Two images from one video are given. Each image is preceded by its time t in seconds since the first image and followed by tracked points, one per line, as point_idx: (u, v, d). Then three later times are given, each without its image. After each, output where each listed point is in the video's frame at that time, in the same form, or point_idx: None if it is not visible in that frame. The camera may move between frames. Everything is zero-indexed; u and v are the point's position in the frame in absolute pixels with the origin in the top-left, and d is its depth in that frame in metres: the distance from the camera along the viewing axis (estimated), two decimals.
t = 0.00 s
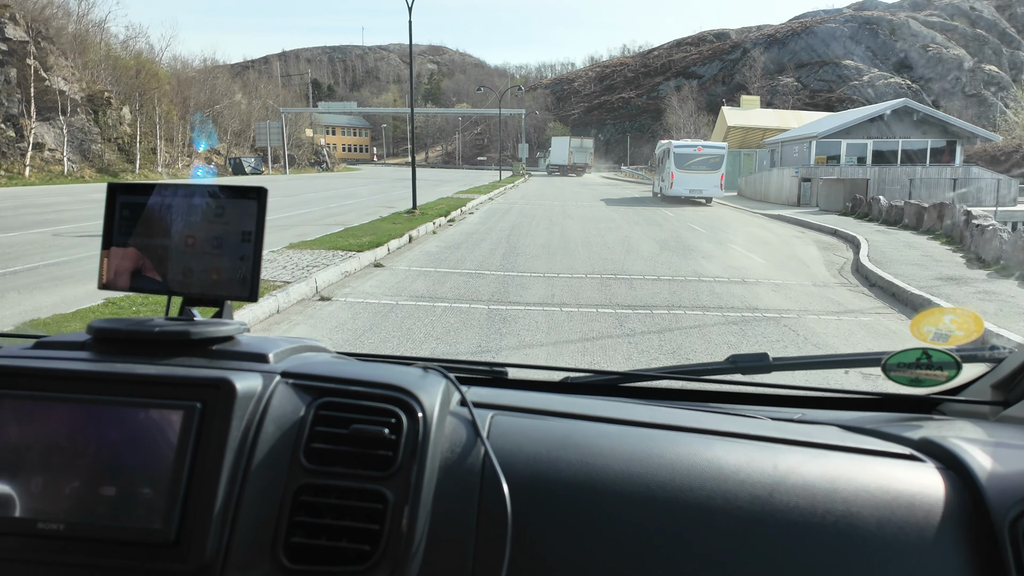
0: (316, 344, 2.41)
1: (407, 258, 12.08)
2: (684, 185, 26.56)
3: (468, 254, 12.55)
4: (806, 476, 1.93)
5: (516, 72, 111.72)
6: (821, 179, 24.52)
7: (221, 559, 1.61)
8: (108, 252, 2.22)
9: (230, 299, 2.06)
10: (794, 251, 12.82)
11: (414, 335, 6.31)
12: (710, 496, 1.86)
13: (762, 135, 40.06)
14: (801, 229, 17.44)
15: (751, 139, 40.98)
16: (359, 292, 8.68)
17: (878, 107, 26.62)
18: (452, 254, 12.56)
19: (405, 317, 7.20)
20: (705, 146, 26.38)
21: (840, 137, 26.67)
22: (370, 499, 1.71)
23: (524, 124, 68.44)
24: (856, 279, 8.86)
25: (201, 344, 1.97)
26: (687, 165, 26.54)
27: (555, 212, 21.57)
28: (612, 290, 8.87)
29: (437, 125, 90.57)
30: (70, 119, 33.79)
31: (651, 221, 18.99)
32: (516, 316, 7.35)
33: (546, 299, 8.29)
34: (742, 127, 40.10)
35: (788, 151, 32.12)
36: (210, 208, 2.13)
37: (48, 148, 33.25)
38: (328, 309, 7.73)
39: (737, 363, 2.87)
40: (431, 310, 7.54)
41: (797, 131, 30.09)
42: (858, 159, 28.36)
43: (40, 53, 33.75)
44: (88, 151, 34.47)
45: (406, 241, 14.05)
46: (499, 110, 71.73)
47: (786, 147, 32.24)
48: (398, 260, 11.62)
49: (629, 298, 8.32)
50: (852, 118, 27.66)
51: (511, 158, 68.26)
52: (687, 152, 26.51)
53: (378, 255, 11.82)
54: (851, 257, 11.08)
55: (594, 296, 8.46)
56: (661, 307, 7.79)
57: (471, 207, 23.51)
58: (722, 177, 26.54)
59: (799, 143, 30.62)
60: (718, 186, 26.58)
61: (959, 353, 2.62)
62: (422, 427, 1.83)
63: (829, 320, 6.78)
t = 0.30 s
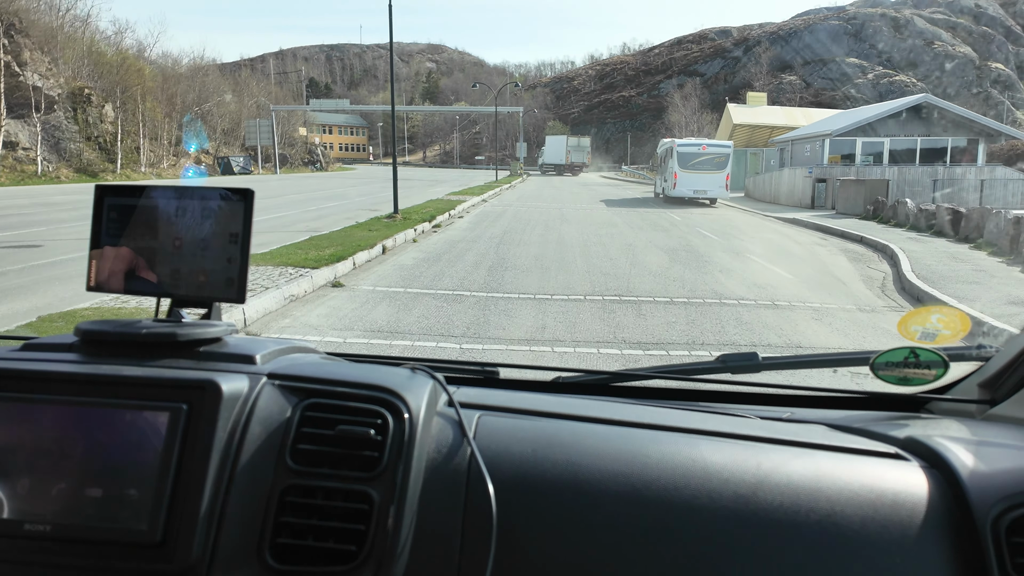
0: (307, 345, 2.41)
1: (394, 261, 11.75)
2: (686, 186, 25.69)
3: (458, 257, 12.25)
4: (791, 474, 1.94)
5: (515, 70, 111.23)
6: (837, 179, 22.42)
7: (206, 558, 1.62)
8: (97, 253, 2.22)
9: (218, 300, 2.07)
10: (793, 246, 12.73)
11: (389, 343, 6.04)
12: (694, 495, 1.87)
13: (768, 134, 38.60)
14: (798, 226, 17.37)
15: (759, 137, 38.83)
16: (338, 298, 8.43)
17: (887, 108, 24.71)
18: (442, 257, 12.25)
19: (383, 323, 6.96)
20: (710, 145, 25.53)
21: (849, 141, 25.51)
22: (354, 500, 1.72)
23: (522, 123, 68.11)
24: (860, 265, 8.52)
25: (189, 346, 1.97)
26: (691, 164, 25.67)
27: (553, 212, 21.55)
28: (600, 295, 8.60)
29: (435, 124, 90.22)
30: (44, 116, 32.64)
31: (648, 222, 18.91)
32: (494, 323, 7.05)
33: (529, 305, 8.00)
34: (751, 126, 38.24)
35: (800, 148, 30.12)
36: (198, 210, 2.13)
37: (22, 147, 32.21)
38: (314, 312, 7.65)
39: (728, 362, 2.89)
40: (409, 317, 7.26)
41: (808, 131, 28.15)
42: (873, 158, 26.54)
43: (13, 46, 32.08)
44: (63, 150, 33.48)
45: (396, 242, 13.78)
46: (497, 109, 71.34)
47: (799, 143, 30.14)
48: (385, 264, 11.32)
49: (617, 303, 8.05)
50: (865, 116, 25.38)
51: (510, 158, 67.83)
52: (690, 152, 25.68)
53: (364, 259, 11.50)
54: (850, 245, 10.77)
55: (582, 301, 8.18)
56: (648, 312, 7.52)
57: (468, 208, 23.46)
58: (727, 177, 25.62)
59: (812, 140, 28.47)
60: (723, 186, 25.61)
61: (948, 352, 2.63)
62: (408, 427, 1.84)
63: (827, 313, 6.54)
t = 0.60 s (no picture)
0: (307, 345, 2.41)
1: (386, 261, 11.26)
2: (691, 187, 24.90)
3: (455, 255, 11.76)
4: (794, 475, 1.94)
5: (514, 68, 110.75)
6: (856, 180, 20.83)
7: (209, 559, 1.61)
8: (97, 254, 2.21)
9: (220, 300, 2.07)
10: (796, 244, 12.52)
11: (381, 343, 5.77)
12: (697, 496, 1.86)
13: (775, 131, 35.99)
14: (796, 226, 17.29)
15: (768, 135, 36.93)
16: (327, 301, 7.98)
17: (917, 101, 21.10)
18: (437, 256, 11.75)
19: (369, 327, 6.48)
20: (715, 144, 24.82)
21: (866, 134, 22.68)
22: (356, 499, 1.72)
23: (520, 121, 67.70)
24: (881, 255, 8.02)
25: (190, 346, 1.97)
26: (695, 164, 24.93)
27: (551, 211, 21.40)
28: (604, 293, 8.14)
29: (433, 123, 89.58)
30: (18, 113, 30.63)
31: (647, 221, 18.79)
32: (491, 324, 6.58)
33: (528, 306, 7.52)
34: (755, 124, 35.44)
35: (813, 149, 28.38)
36: (199, 211, 2.13)
37: None
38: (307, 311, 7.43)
39: (727, 361, 2.89)
40: (400, 319, 6.84)
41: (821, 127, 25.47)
42: (892, 158, 23.27)
43: None
44: (41, 150, 30.60)
45: (392, 241, 13.34)
46: (495, 107, 70.62)
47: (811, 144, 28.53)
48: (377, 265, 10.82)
49: (621, 303, 7.61)
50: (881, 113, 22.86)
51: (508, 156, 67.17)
52: (695, 151, 24.91)
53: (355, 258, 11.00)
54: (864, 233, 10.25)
55: (585, 300, 7.70)
56: (655, 312, 7.07)
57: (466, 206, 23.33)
58: (734, 177, 24.85)
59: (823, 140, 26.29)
60: (729, 186, 24.90)
61: (948, 351, 2.64)
62: (410, 426, 1.84)
63: (850, 310, 6.09)
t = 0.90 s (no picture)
0: (312, 349, 2.44)
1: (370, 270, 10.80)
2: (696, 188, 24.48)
3: (443, 262, 11.34)
4: (792, 478, 1.97)
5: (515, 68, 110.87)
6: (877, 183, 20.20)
7: (217, 561, 1.64)
8: (104, 259, 2.24)
9: (225, 305, 2.10)
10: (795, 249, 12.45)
11: (379, 342, 5.84)
12: (696, 498, 1.89)
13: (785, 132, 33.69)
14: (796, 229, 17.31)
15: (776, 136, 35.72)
16: (303, 311, 7.58)
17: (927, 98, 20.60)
18: (424, 263, 11.32)
19: (363, 331, 6.36)
20: (722, 143, 24.15)
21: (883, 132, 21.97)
22: (362, 502, 1.74)
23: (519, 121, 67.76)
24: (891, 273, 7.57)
25: (196, 351, 2.00)
26: (701, 164, 24.38)
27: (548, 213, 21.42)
28: (597, 303, 7.76)
29: (431, 124, 89.51)
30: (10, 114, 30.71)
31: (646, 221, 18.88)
32: (477, 337, 6.17)
33: (517, 316, 7.08)
34: (764, 122, 33.61)
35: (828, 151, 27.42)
36: (205, 218, 2.15)
37: None
38: (305, 313, 7.41)
39: (727, 364, 2.93)
40: (398, 319, 6.90)
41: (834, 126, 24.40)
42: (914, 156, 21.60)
43: None
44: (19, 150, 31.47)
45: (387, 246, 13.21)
46: (492, 107, 70.50)
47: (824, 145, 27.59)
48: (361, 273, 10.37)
49: (615, 313, 7.24)
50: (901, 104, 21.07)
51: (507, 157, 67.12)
52: (701, 150, 24.36)
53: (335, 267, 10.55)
54: (872, 258, 9.82)
55: (578, 311, 7.31)
56: (651, 325, 6.67)
57: (466, 208, 23.44)
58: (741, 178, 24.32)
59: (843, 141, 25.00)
60: (736, 188, 24.35)
61: (945, 355, 2.67)
62: (415, 431, 1.87)
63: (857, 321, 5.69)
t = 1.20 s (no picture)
0: (311, 349, 2.43)
1: (360, 274, 10.57)
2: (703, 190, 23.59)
3: (437, 267, 11.12)
4: (793, 477, 1.97)
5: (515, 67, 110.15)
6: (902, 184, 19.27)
7: (217, 562, 1.64)
8: (103, 262, 2.25)
9: (226, 306, 2.10)
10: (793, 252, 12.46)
11: (377, 344, 5.88)
12: (696, 498, 1.89)
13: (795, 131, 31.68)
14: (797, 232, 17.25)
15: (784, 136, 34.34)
16: (293, 318, 7.41)
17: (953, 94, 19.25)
18: (417, 267, 11.12)
19: (362, 332, 6.40)
20: (730, 142, 23.36)
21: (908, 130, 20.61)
22: (363, 502, 1.75)
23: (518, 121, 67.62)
24: (897, 282, 7.39)
25: (197, 353, 2.00)
26: (708, 165, 23.59)
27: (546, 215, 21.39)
28: (593, 309, 7.58)
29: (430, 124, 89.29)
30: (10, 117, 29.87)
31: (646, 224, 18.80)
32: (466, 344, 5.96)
33: (509, 323, 6.91)
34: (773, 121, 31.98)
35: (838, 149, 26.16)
36: (204, 218, 2.15)
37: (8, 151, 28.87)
38: (305, 315, 7.44)
39: (726, 365, 2.94)
40: (397, 321, 6.92)
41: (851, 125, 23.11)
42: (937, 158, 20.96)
43: None
44: None
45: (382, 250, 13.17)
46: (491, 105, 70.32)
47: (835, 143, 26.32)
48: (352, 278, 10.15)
49: (613, 318, 7.06)
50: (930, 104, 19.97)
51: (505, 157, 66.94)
52: (707, 150, 23.55)
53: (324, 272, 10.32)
54: (877, 263, 9.60)
55: (573, 316, 7.13)
56: (648, 331, 6.49)
57: (464, 210, 23.30)
58: (750, 179, 23.55)
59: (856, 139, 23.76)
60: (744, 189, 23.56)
61: (944, 354, 2.67)
62: (415, 431, 1.87)
63: (862, 326, 5.51)
